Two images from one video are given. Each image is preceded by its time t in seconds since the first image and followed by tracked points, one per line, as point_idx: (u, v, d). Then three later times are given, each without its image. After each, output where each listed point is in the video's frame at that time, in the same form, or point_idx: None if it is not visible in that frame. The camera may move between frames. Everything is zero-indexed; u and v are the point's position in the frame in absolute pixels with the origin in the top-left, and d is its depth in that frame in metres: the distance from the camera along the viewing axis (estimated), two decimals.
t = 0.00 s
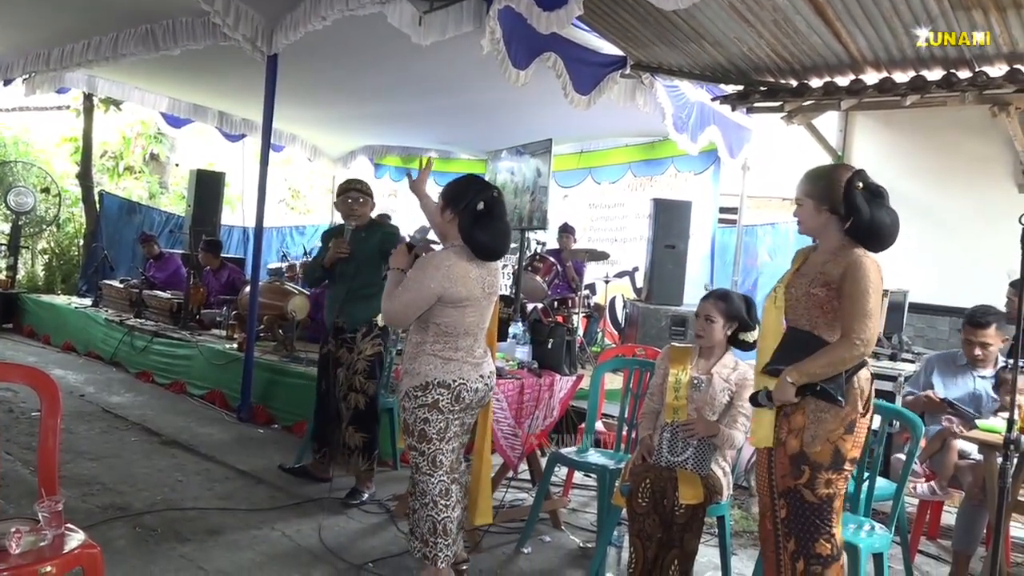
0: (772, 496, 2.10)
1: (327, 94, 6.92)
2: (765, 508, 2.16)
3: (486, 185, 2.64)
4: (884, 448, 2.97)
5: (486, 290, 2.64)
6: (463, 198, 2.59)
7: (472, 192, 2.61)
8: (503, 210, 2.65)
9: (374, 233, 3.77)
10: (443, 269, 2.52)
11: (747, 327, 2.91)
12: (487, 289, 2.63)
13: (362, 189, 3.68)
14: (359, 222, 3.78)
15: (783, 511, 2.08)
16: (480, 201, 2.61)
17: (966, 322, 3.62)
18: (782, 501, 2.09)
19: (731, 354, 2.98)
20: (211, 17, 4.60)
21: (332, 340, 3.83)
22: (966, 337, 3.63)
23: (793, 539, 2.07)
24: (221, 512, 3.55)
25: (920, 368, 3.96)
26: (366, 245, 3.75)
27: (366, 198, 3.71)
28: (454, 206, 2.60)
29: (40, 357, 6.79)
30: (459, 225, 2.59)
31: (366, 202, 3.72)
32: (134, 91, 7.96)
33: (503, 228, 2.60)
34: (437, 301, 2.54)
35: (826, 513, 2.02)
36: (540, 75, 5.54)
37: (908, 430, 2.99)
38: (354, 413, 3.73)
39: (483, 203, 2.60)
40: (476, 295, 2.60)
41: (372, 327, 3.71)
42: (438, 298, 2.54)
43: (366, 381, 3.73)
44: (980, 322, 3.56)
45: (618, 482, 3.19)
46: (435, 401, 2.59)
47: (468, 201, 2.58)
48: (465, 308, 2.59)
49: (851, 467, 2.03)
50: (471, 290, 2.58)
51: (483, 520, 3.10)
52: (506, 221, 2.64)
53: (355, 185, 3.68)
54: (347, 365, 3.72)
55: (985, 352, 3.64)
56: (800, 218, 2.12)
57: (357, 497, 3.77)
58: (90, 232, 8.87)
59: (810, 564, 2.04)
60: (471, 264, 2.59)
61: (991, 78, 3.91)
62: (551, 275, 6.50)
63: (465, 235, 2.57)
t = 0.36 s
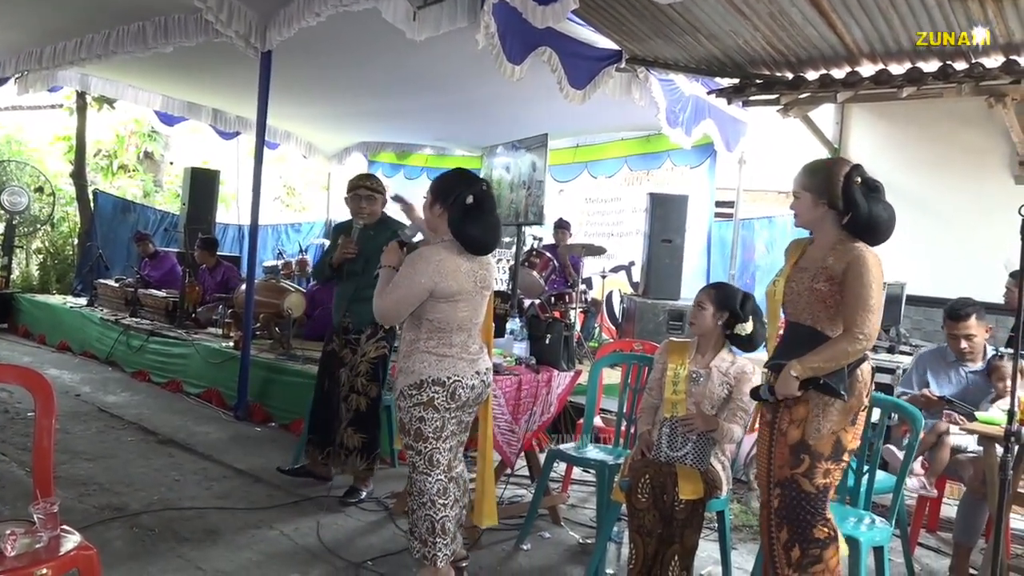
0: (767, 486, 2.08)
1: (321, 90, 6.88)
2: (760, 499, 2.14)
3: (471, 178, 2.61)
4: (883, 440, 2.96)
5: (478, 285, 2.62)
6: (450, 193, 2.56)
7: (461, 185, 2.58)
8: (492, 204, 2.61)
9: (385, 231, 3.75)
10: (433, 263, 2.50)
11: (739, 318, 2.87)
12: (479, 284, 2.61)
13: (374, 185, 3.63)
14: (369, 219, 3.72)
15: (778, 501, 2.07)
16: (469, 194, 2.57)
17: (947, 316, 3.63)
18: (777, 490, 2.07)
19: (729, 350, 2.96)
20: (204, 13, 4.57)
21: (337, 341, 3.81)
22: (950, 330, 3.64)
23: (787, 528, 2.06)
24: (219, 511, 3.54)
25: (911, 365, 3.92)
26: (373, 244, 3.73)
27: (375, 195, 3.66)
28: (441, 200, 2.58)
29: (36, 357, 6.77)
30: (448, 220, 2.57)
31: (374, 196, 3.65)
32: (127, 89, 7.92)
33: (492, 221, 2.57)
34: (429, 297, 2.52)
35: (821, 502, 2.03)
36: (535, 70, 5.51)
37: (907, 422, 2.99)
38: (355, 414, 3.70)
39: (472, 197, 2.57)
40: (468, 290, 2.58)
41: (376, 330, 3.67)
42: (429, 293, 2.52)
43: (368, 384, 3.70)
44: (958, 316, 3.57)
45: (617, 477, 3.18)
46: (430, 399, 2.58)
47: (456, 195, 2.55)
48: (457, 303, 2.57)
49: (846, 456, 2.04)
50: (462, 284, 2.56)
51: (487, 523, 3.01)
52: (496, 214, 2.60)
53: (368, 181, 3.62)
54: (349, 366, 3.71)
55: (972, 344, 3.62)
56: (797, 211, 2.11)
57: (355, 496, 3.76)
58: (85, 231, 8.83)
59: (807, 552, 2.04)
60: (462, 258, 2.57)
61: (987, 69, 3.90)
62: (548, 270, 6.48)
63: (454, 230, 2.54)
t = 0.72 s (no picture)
0: (785, 489, 2.10)
1: (318, 86, 6.83)
2: (771, 500, 2.17)
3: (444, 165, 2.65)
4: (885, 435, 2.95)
5: (473, 278, 2.62)
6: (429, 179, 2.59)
7: (437, 175, 2.61)
8: (469, 184, 2.65)
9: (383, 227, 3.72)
10: (428, 256, 2.50)
11: (739, 312, 2.84)
12: (477, 277, 2.62)
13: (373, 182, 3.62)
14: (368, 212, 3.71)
15: (796, 503, 2.10)
16: (446, 179, 2.61)
17: (946, 313, 3.62)
18: (796, 493, 2.10)
19: (730, 346, 2.94)
20: (200, 9, 4.54)
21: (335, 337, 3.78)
22: (950, 329, 3.63)
23: (804, 529, 2.09)
24: (219, 509, 3.52)
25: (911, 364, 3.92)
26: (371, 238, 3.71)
27: (372, 191, 3.66)
28: (422, 196, 2.59)
29: (34, 355, 6.74)
30: (433, 209, 2.58)
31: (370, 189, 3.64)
32: (124, 85, 7.88)
33: (473, 200, 2.61)
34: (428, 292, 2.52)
35: (849, 506, 2.07)
36: (533, 65, 5.48)
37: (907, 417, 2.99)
38: (355, 412, 3.68)
39: (449, 180, 2.61)
40: (464, 283, 2.58)
41: (376, 328, 3.65)
42: (427, 288, 2.51)
43: (368, 382, 3.68)
44: (956, 313, 3.57)
45: (618, 474, 3.17)
46: (431, 397, 2.56)
47: (432, 181, 2.59)
48: (454, 297, 2.57)
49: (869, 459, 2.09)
50: (458, 276, 2.56)
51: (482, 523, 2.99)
52: (475, 195, 2.64)
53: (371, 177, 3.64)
54: (349, 364, 3.68)
55: (972, 341, 3.62)
56: (817, 201, 2.12)
57: (355, 493, 3.76)
58: (82, 229, 8.80)
59: (823, 552, 2.07)
60: (455, 250, 2.58)
61: (989, 62, 3.86)
62: (547, 266, 6.45)
63: (443, 216, 2.57)
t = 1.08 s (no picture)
0: (798, 483, 2.09)
1: (316, 79, 6.79)
2: (784, 495, 2.15)
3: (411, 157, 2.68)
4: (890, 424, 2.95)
5: (461, 262, 2.61)
6: (394, 172, 2.61)
7: (402, 166, 2.64)
8: (437, 169, 2.67)
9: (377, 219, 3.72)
10: (412, 246, 2.52)
11: (743, 301, 2.83)
12: (465, 260, 2.62)
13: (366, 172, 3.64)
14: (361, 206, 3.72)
15: (808, 499, 2.09)
16: (413, 168, 2.63)
17: (954, 301, 3.62)
18: (808, 487, 2.09)
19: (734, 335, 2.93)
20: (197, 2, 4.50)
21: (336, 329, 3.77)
22: (958, 316, 3.63)
23: (816, 524, 2.09)
24: (222, 504, 3.51)
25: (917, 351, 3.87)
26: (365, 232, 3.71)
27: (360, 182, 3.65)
28: (394, 189, 2.62)
29: (35, 351, 6.73)
30: (408, 200, 2.62)
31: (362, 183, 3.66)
32: (121, 80, 7.84)
33: (446, 182, 2.62)
34: (418, 282, 2.53)
35: (862, 499, 2.07)
36: (532, 55, 5.45)
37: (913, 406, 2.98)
38: (357, 406, 3.63)
39: (416, 169, 2.63)
40: (452, 268, 2.58)
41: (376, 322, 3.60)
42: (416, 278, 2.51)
43: (369, 375, 3.61)
44: (964, 300, 3.58)
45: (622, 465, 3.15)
46: (436, 387, 2.56)
47: (401, 171, 2.61)
48: (443, 283, 2.56)
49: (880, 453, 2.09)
50: (446, 262, 2.56)
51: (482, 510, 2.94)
52: (446, 177, 2.65)
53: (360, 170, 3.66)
54: (350, 358, 3.64)
55: (981, 329, 3.61)
56: (822, 193, 2.12)
57: (359, 486, 3.79)
58: (82, 224, 8.78)
59: (832, 546, 2.08)
60: (436, 233, 2.58)
61: (992, 48, 3.82)
62: (548, 257, 6.43)
63: (418, 203, 2.60)
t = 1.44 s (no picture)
0: (795, 455, 2.11)
1: (308, 66, 6.74)
2: (783, 469, 2.17)
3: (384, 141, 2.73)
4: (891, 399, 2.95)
5: (424, 246, 2.69)
6: (366, 155, 2.66)
7: (374, 148, 2.68)
8: (407, 153, 2.71)
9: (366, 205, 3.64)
10: (377, 228, 2.59)
11: (740, 280, 2.82)
12: (425, 243, 2.68)
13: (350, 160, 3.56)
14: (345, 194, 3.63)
15: (803, 471, 2.11)
16: (384, 152, 2.67)
17: (962, 278, 3.60)
18: (805, 460, 2.10)
19: (733, 315, 2.93)
20: None
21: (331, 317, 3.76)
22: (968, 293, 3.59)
23: (808, 498, 2.11)
24: (225, 493, 3.52)
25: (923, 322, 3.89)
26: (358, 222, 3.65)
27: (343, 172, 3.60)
28: (365, 171, 2.67)
29: (33, 345, 6.72)
30: (375, 184, 2.66)
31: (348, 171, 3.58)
32: (112, 71, 7.79)
33: (414, 169, 2.67)
34: (386, 262, 2.60)
35: (856, 475, 2.07)
36: (525, 37, 5.41)
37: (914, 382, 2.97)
38: (349, 391, 3.68)
39: (385, 153, 2.66)
40: (416, 250, 2.66)
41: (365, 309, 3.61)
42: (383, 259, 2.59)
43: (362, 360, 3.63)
44: (972, 277, 3.55)
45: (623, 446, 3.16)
46: (401, 366, 2.64)
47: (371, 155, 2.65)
48: (407, 264, 2.64)
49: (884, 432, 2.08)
50: (407, 243, 2.63)
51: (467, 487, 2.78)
52: (414, 163, 2.69)
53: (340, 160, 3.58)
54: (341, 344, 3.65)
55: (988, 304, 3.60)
56: (808, 180, 2.11)
57: (359, 473, 3.77)
58: (77, 217, 8.75)
59: (824, 521, 2.10)
60: (402, 216, 2.65)
61: (987, 22, 3.81)
62: (545, 241, 6.42)
63: (384, 188, 2.64)
